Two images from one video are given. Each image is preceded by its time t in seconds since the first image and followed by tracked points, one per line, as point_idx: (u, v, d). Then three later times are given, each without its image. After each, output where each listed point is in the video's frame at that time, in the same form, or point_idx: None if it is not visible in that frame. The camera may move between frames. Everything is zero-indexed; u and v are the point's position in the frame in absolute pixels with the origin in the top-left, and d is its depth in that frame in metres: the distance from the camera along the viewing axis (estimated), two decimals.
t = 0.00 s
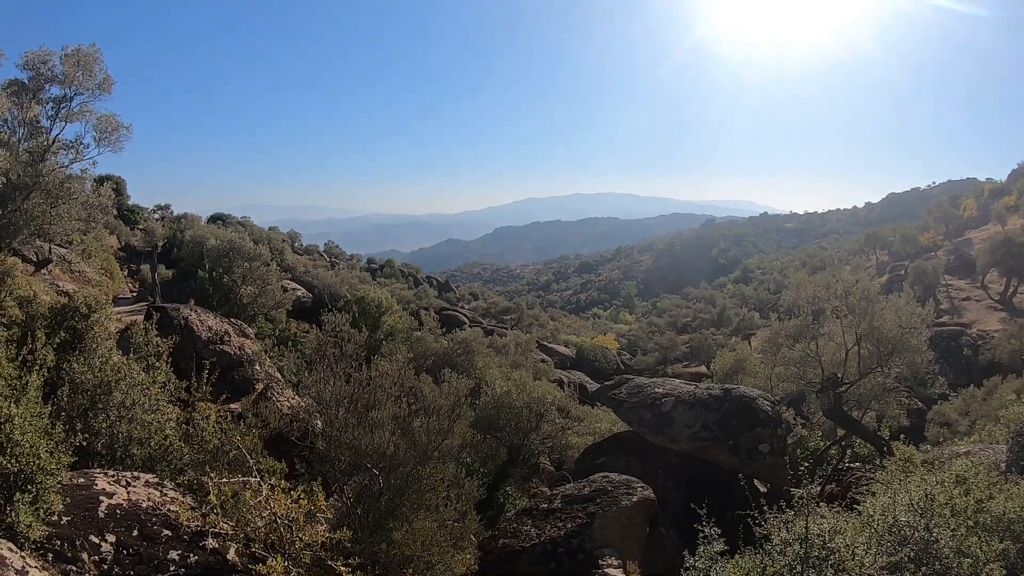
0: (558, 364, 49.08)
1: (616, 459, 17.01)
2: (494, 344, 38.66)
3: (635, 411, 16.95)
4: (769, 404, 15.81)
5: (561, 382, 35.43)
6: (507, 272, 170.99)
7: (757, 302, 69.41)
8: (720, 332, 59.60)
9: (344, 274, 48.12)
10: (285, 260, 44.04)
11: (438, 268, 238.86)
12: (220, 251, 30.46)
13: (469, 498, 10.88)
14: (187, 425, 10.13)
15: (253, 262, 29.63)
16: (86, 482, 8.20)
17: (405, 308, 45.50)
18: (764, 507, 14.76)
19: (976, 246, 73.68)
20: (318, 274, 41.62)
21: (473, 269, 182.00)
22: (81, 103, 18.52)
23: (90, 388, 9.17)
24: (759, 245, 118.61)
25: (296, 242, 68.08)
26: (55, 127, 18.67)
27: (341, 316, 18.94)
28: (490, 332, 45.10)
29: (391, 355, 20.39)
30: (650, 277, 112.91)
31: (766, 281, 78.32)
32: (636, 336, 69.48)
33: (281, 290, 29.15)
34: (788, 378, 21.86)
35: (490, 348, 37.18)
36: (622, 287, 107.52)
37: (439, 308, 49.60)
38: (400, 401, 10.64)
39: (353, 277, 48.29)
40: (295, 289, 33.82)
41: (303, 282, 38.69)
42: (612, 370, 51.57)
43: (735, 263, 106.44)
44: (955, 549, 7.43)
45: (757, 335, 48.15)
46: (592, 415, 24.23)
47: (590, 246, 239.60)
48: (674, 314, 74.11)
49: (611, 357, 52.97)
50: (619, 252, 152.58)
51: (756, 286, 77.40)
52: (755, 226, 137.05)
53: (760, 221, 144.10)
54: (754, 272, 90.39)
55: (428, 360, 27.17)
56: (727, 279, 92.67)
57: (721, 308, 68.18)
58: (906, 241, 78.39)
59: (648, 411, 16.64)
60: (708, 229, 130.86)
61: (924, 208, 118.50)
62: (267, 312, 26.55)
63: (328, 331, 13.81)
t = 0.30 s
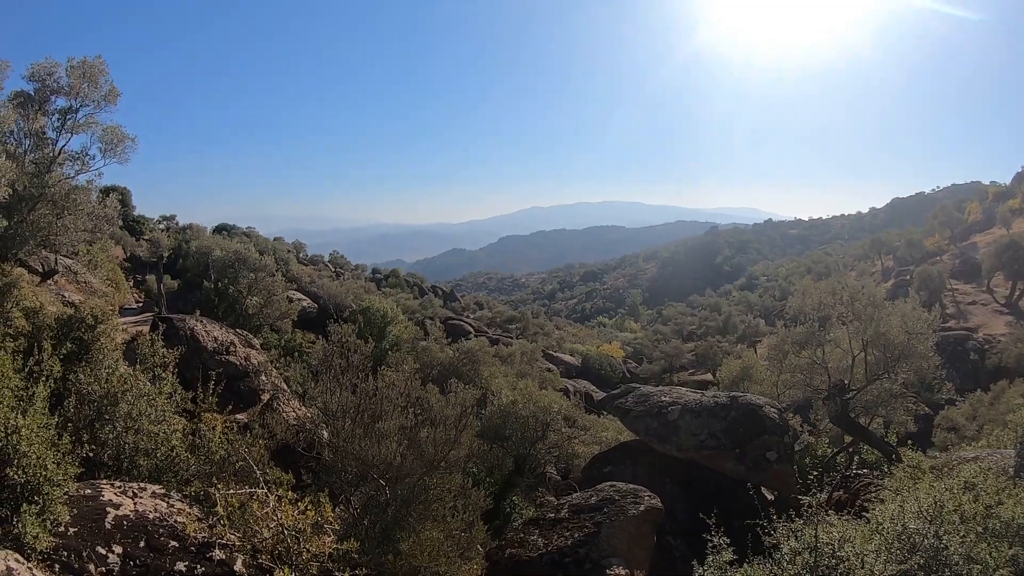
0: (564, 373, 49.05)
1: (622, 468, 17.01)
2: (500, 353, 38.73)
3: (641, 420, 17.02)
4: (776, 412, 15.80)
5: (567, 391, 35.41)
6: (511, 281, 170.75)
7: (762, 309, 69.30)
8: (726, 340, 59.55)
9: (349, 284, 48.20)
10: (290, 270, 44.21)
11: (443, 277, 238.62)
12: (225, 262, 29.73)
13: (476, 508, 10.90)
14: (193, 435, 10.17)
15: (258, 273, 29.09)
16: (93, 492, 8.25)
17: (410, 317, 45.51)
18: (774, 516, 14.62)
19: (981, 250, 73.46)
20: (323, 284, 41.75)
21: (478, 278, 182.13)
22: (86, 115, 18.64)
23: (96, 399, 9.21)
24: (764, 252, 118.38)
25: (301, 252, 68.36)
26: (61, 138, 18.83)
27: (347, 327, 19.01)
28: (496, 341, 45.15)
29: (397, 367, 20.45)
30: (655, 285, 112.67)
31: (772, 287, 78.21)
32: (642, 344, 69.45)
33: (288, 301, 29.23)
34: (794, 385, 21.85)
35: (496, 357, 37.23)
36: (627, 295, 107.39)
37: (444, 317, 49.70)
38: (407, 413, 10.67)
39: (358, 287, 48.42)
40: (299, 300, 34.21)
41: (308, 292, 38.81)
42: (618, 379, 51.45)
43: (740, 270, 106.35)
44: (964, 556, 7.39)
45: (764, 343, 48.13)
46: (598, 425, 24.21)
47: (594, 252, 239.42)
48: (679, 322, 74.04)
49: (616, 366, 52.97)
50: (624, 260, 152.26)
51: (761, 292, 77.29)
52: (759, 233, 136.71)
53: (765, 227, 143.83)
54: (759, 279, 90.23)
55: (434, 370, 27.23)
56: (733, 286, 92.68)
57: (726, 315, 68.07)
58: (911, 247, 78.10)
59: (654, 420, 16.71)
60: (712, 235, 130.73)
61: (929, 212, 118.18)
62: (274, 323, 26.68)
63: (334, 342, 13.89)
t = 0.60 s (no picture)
0: (574, 379, 48.93)
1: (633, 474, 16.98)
2: (510, 360, 38.69)
3: (652, 425, 16.95)
4: (788, 416, 15.67)
5: (577, 397, 35.34)
6: (520, 287, 170.65)
7: (773, 313, 68.97)
8: (736, 344, 59.32)
9: (359, 291, 48.28)
10: (300, 278, 44.35)
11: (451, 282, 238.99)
12: (236, 270, 30.07)
13: (486, 515, 10.94)
14: (205, 443, 10.23)
15: (269, 280, 29.28)
16: (105, 499, 8.37)
17: (420, 324, 45.53)
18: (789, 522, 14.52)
19: (992, 251, 72.82)
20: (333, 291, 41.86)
21: (490, 286, 181.81)
22: (97, 124, 18.78)
23: (107, 406, 9.26)
24: (774, 256, 117.84)
25: (310, 259, 68.63)
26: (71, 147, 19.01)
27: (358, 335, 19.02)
28: (506, 348, 45.11)
29: (409, 373, 20.47)
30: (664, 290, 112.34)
31: (782, 291, 77.83)
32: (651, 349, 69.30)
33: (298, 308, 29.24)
34: (805, 389, 21.75)
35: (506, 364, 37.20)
36: (637, 300, 107.09)
37: (454, 324, 49.76)
38: (418, 419, 10.66)
39: (368, 294, 48.52)
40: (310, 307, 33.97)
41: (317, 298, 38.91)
42: (628, 384, 51.34)
43: (749, 275, 106.27)
44: (980, 561, 7.31)
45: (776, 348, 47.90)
46: (610, 431, 24.14)
47: (602, 256, 238.92)
48: (690, 327, 73.77)
49: (627, 372, 52.81)
50: (633, 265, 152.24)
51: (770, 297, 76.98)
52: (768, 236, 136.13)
53: (773, 231, 143.30)
54: (769, 283, 89.78)
55: (444, 376, 27.21)
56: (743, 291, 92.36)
57: (737, 320, 67.76)
58: (921, 250, 78.53)
59: (666, 425, 16.63)
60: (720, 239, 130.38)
61: (938, 213, 117.31)
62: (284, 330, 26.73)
63: (345, 349, 13.91)
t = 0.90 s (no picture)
0: (589, 383, 48.96)
1: (649, 479, 16.91)
2: (525, 364, 38.74)
3: (669, 429, 16.85)
4: (805, 421, 15.60)
5: (593, 401, 35.32)
6: (533, 292, 170.45)
7: (789, 317, 68.45)
8: (752, 348, 59.08)
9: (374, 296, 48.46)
10: (316, 283, 44.66)
11: (465, 288, 240.19)
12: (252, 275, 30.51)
13: (502, 519, 11.02)
14: (222, 448, 10.39)
15: (285, 285, 29.60)
16: (122, 502, 8.51)
17: (434, 329, 45.65)
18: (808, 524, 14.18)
19: (1010, 251, 71.79)
20: (348, 295, 42.09)
21: (502, 290, 182.29)
22: (114, 131, 18.98)
23: (125, 410, 9.38)
24: (789, 259, 117.04)
25: (326, 264, 69.16)
26: (87, 153, 19.30)
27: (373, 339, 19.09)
28: (522, 352, 45.18)
29: (426, 377, 20.58)
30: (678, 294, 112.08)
31: (797, 294, 77.30)
32: (665, 352, 69.09)
33: (313, 312, 29.35)
34: (822, 393, 21.84)
35: (522, 368, 37.25)
36: (652, 305, 106.84)
37: (470, 329, 49.91)
38: (435, 424, 10.77)
39: (383, 299, 48.74)
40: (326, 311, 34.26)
41: (333, 302, 39.13)
42: (643, 389, 51.29)
43: (765, 277, 106.21)
44: (1001, 564, 7.20)
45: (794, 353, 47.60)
46: (626, 436, 24.13)
47: (615, 260, 238.30)
48: (705, 331, 73.63)
49: (642, 375, 52.72)
50: (649, 269, 152.10)
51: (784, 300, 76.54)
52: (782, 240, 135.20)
53: (786, 234, 142.39)
54: (784, 286, 89.19)
55: (460, 381, 27.29)
56: (759, 294, 92.03)
57: (751, 323, 67.34)
58: (938, 251, 77.94)
59: (683, 429, 16.54)
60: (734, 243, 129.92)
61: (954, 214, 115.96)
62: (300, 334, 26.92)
63: (361, 353, 13.99)
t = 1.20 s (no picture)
0: (608, 387, 48.89)
1: (668, 483, 16.96)
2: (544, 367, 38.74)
3: (688, 433, 16.93)
4: (825, 425, 15.56)
5: (611, 405, 35.24)
6: (550, 296, 169.69)
7: (808, 320, 67.77)
8: (771, 352, 58.70)
9: (392, 299, 48.49)
10: (335, 286, 44.99)
11: (479, 290, 240.81)
12: (272, 278, 30.84)
13: (521, 522, 11.09)
14: (241, 449, 10.60)
15: (304, 288, 29.85)
16: (142, 502, 8.66)
17: (453, 332, 45.71)
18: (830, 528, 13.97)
19: None
20: (367, 298, 42.32)
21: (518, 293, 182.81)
22: (135, 136, 19.24)
23: (146, 411, 9.55)
24: (808, 262, 115.75)
25: (345, 267, 69.75)
26: (107, 157, 19.64)
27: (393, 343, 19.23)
28: (541, 355, 45.23)
29: (446, 380, 20.71)
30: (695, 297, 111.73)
31: (817, 298, 76.54)
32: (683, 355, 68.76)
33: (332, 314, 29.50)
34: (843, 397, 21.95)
35: (541, 371, 37.27)
36: (670, 309, 106.45)
37: (489, 332, 50.02)
38: (455, 427, 10.93)
39: (402, 302, 49.00)
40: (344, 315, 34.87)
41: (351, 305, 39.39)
42: (662, 393, 50.92)
43: (783, 280, 105.59)
44: None
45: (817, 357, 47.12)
46: (645, 441, 24.10)
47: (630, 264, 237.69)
48: (724, 335, 73.43)
49: (660, 379, 52.51)
50: (667, 273, 151.25)
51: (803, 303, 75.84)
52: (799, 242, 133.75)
53: (802, 236, 141.25)
54: (804, 289, 88.17)
55: (479, 384, 27.35)
56: (778, 298, 91.39)
57: (772, 327, 66.45)
58: (959, 253, 76.83)
59: (701, 433, 16.57)
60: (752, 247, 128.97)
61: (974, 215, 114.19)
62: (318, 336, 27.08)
63: (381, 356, 14.09)
